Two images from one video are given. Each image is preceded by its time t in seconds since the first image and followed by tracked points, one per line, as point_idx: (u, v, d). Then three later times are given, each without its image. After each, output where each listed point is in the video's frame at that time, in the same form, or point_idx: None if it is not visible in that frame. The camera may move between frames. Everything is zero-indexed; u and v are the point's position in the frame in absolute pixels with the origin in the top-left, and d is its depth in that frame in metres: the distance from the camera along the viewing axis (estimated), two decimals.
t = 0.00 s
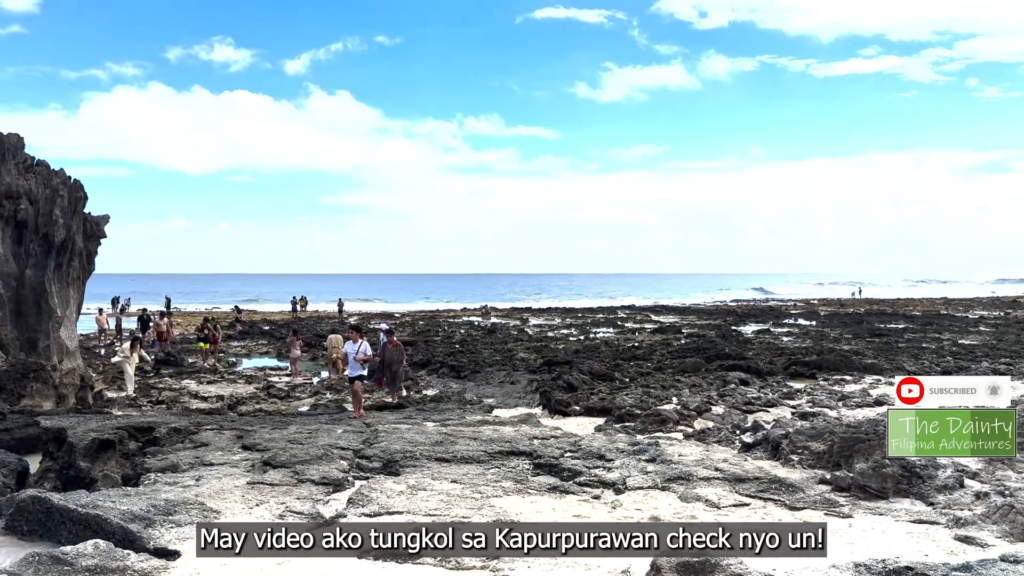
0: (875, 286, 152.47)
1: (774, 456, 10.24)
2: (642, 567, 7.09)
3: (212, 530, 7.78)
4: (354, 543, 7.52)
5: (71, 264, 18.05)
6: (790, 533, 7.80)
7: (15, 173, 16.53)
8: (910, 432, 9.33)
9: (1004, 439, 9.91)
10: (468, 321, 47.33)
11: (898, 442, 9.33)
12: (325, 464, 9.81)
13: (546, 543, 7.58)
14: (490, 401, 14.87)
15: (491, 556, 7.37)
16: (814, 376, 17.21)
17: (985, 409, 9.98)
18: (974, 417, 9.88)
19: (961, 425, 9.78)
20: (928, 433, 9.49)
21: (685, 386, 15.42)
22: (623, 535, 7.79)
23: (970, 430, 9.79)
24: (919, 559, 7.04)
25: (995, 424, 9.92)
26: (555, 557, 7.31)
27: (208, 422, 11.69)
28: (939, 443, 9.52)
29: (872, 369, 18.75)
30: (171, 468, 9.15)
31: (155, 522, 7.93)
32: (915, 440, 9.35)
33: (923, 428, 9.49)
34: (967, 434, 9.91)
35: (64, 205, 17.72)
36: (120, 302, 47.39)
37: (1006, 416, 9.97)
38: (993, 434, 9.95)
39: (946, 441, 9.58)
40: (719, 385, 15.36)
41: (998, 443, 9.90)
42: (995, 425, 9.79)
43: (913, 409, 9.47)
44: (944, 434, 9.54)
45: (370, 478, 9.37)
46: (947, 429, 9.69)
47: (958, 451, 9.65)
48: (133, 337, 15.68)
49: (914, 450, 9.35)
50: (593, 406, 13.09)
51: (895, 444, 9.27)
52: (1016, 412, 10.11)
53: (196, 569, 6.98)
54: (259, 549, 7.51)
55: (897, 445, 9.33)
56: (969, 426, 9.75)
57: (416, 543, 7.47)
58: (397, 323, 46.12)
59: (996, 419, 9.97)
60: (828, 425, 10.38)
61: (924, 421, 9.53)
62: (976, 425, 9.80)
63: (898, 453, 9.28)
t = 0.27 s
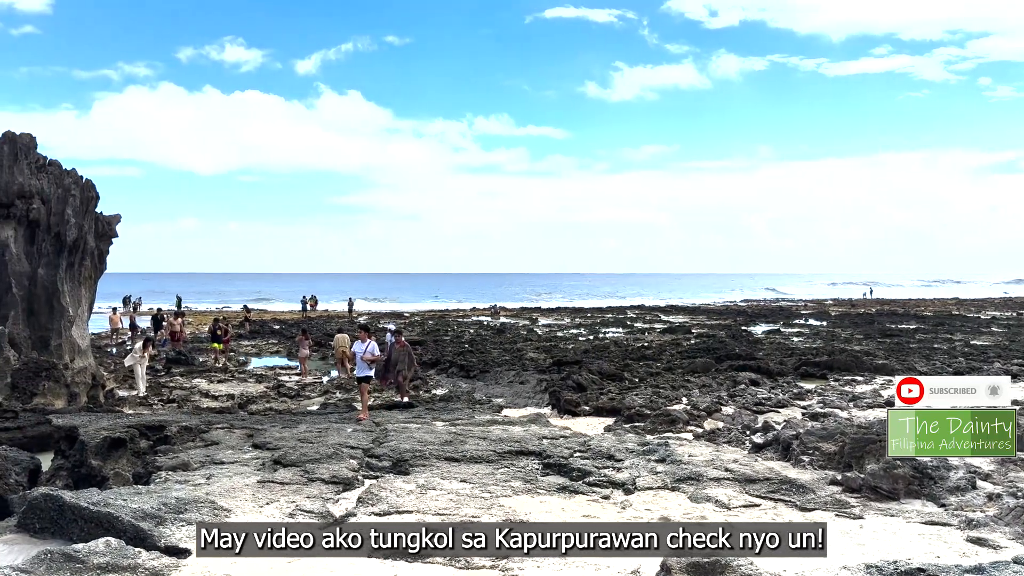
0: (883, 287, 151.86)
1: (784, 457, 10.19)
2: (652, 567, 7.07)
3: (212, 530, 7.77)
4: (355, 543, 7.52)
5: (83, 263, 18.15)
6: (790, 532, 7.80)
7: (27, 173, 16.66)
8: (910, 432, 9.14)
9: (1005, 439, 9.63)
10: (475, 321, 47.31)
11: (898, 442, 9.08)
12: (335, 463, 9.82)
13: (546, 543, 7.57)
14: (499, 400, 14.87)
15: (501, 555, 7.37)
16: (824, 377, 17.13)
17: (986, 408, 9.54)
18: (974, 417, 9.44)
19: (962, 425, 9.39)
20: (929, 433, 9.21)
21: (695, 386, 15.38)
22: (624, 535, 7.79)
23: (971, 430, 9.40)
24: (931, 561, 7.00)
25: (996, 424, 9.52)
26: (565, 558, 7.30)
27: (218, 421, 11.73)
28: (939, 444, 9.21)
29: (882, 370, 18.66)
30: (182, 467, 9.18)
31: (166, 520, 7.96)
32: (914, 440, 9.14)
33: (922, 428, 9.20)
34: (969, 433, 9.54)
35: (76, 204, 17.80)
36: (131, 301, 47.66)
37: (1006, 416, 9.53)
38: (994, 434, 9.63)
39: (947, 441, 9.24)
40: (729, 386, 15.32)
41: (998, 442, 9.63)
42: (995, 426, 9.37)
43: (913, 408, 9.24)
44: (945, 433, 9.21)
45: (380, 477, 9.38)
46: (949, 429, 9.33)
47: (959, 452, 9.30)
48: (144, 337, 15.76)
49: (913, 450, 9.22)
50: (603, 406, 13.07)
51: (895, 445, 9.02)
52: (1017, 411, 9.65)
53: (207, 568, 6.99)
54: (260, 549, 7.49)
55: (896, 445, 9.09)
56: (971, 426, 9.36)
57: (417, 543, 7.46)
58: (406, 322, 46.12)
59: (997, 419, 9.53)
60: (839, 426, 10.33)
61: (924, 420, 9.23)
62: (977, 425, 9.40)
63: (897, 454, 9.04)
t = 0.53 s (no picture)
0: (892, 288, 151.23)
1: (794, 458, 10.16)
2: (661, 568, 7.05)
3: (212, 530, 7.79)
4: (354, 543, 7.51)
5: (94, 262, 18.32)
6: (790, 532, 7.81)
7: (39, 172, 16.84)
8: (910, 432, 9.15)
9: (1004, 439, 9.81)
10: (484, 320, 47.28)
11: (898, 442, 9.18)
12: (344, 461, 9.84)
13: (546, 543, 7.57)
14: (507, 400, 14.88)
15: (510, 554, 7.37)
16: (834, 377, 17.07)
17: (985, 409, 9.81)
18: (974, 417, 9.78)
19: (961, 425, 9.67)
20: (929, 433, 9.36)
21: (704, 386, 15.35)
22: (623, 535, 7.79)
23: (970, 430, 9.68)
24: (942, 562, 6.96)
25: (996, 424, 9.76)
26: (575, 557, 7.29)
27: (228, 419, 11.77)
28: (940, 444, 9.41)
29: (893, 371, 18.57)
30: (192, 465, 9.22)
31: (177, 518, 7.99)
32: (914, 440, 9.23)
33: (923, 428, 9.34)
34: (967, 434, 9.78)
35: (88, 204, 17.98)
36: (142, 300, 47.93)
37: (1006, 417, 9.79)
38: (993, 434, 9.83)
39: (947, 441, 9.46)
40: (738, 386, 15.28)
41: (998, 443, 9.80)
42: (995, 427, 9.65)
43: (913, 408, 9.27)
44: (945, 434, 9.42)
45: (389, 476, 9.40)
46: (948, 429, 9.55)
47: (959, 451, 9.56)
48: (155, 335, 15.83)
49: (913, 450, 9.27)
50: (612, 405, 13.06)
51: (896, 445, 9.09)
52: (1016, 411, 9.94)
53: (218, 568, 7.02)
54: (260, 549, 7.51)
55: (896, 445, 9.21)
56: (969, 427, 9.65)
57: (416, 543, 7.46)
58: (415, 321, 46.11)
59: (997, 419, 9.79)
60: (849, 427, 10.28)
61: (924, 421, 9.39)
62: (977, 425, 9.73)
63: (898, 454, 9.13)
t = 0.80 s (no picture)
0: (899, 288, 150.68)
1: (805, 458, 10.13)
2: (671, 568, 7.04)
3: (212, 530, 7.72)
4: (354, 543, 7.50)
5: (105, 260, 18.54)
6: (790, 532, 7.80)
7: (51, 172, 16.84)
8: (909, 432, 9.17)
9: (1003, 439, 10.07)
10: (493, 320, 47.29)
11: (897, 442, 9.20)
12: (354, 460, 9.87)
13: (546, 543, 7.55)
14: (516, 399, 14.90)
15: (520, 553, 7.37)
16: (845, 378, 17.00)
17: (986, 409, 9.96)
18: (975, 418, 10.00)
19: (961, 426, 9.79)
20: (929, 433, 9.39)
21: (714, 386, 15.32)
22: (624, 535, 7.80)
23: (970, 430, 9.84)
24: (954, 564, 6.93)
25: (995, 424, 10.01)
26: (585, 557, 7.28)
27: (239, 417, 11.82)
28: (940, 444, 9.48)
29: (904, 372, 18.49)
30: (203, 463, 9.26)
31: (187, 516, 8.02)
32: (915, 440, 9.23)
33: (924, 429, 9.40)
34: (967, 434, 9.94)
35: (98, 203, 18.29)
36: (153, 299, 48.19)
37: (1006, 417, 10.04)
38: (993, 434, 10.07)
39: (946, 441, 9.55)
40: (748, 386, 15.25)
41: (998, 443, 10.04)
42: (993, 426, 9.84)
43: (913, 408, 9.24)
44: (945, 434, 9.51)
45: (398, 475, 9.42)
46: (948, 430, 9.65)
47: (959, 451, 9.69)
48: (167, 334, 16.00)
49: (913, 450, 9.23)
50: (621, 405, 13.06)
51: (896, 445, 9.10)
52: (1016, 412, 10.15)
53: (228, 566, 7.04)
54: (260, 549, 7.53)
55: (896, 445, 9.22)
56: (969, 427, 9.80)
57: (417, 543, 7.47)
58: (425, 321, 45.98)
59: (997, 419, 10.03)
60: (860, 428, 10.23)
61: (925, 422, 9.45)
62: (976, 425, 9.91)
63: (898, 454, 9.14)
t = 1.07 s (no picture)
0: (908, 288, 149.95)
1: (815, 459, 10.10)
2: (680, 568, 7.03)
3: (212, 530, 7.68)
4: (354, 543, 7.48)
5: (117, 259, 18.63)
6: (790, 532, 7.78)
7: (63, 171, 16.94)
8: (909, 432, 9.12)
9: (1003, 439, 9.86)
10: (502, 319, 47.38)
11: (897, 442, 9.21)
12: (363, 458, 9.89)
13: (546, 543, 7.52)
14: (526, 398, 14.90)
15: (529, 552, 7.37)
16: (856, 378, 16.91)
17: (986, 408, 9.73)
18: (975, 418, 9.68)
19: (962, 425, 9.51)
20: (929, 433, 9.19)
21: (724, 387, 15.29)
22: (623, 535, 7.77)
23: (971, 430, 9.54)
24: (965, 565, 6.89)
25: (995, 424, 9.76)
26: (594, 557, 7.28)
27: (249, 416, 11.86)
28: (940, 444, 9.24)
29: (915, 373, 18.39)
30: (213, 461, 9.29)
31: (198, 513, 8.06)
32: (915, 440, 9.19)
33: (923, 428, 9.22)
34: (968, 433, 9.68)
35: (110, 201, 18.31)
36: (164, 298, 48.44)
37: (1005, 416, 9.81)
38: (993, 434, 9.83)
39: (947, 441, 9.29)
40: (758, 386, 15.22)
41: (998, 443, 9.82)
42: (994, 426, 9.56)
43: (913, 409, 9.22)
44: (946, 434, 9.25)
45: (408, 473, 9.43)
46: (949, 429, 9.43)
47: (960, 451, 9.41)
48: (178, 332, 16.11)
49: (913, 450, 9.18)
50: (630, 405, 13.05)
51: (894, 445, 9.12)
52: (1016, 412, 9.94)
53: (238, 563, 7.08)
54: (260, 549, 7.48)
55: (896, 445, 9.24)
56: (970, 427, 9.50)
57: (417, 543, 7.48)
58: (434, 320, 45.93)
59: (997, 419, 9.79)
60: (871, 428, 10.19)
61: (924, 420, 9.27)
62: (977, 425, 9.58)
63: (897, 454, 9.19)
